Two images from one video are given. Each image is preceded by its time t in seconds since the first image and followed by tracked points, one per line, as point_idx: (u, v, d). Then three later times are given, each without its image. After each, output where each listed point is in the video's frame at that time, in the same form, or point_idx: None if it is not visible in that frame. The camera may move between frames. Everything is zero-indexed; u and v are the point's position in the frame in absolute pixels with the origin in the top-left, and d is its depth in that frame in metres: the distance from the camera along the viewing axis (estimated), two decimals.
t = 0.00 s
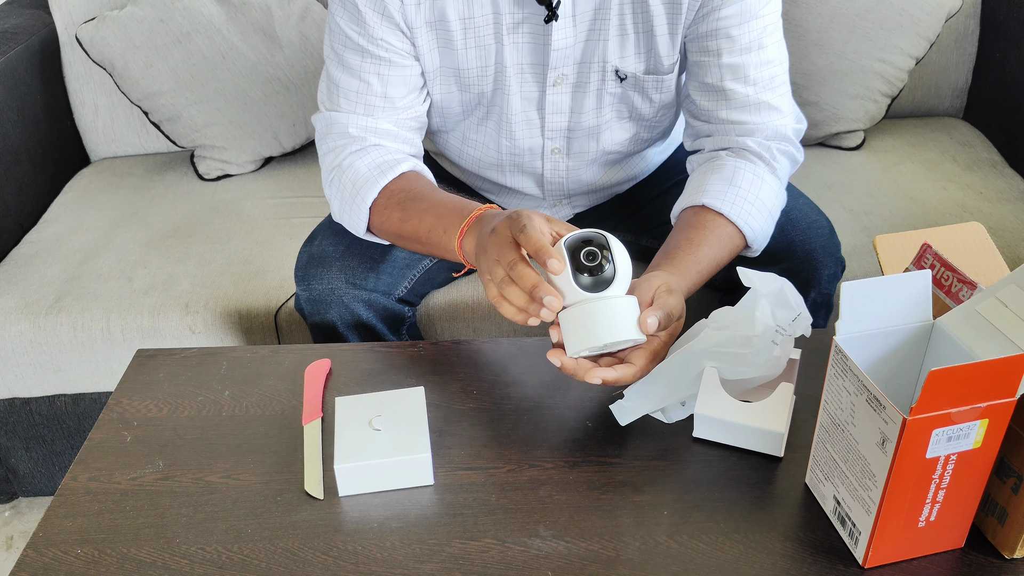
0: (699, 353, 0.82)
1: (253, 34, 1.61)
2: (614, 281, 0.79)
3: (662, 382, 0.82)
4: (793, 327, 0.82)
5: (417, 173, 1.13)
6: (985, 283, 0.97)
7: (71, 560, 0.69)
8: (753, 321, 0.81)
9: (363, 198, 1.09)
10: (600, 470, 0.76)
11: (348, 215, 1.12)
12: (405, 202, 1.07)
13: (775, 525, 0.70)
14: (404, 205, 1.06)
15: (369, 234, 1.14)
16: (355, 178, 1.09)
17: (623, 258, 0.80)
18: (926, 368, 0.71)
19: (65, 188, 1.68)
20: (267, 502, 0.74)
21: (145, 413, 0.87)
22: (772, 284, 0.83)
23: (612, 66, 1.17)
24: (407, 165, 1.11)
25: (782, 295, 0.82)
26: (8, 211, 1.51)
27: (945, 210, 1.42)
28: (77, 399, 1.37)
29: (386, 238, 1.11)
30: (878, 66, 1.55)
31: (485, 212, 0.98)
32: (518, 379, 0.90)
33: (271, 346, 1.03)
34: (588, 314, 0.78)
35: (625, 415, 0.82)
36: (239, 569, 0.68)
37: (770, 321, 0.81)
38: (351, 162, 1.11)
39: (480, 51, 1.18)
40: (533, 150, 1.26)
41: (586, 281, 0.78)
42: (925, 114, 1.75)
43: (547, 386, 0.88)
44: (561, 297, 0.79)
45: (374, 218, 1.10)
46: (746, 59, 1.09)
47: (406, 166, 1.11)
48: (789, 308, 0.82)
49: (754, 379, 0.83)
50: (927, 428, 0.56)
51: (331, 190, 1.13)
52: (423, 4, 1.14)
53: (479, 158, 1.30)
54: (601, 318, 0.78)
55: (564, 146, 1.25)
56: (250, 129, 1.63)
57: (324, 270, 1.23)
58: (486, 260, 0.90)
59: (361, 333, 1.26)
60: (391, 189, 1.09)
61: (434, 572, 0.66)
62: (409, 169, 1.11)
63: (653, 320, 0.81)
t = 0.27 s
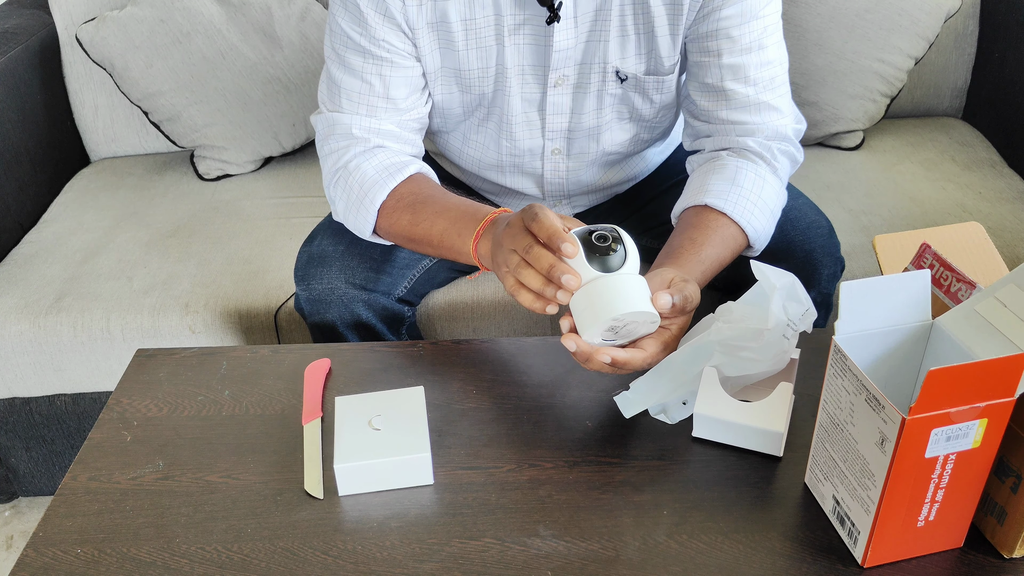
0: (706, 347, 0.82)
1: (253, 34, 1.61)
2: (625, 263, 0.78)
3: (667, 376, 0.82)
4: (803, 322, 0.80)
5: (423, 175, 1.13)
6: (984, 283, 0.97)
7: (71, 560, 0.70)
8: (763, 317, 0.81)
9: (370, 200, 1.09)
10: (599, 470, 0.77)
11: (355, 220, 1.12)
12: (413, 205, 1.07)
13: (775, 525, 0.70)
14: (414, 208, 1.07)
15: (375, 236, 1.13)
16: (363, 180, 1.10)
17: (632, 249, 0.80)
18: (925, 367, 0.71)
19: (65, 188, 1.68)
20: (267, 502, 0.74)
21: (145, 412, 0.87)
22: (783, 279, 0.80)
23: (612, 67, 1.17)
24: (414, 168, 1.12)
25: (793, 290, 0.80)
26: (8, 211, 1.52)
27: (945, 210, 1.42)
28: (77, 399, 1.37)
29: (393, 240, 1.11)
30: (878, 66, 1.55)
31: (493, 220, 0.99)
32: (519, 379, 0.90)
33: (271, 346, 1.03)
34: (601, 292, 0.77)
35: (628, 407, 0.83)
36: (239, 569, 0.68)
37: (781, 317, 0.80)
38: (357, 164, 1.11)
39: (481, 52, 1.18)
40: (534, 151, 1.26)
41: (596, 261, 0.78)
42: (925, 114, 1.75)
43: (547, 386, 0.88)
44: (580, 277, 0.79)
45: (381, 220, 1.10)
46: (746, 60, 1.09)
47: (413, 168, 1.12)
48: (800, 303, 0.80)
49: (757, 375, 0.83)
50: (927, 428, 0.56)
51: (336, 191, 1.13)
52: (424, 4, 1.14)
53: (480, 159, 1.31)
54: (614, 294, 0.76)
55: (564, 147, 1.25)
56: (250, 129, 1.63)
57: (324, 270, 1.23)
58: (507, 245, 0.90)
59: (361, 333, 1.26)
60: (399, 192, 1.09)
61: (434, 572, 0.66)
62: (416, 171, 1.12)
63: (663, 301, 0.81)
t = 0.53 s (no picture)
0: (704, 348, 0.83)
1: (253, 34, 1.61)
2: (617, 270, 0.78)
3: (664, 377, 0.83)
4: (799, 321, 0.82)
5: (422, 176, 1.13)
6: (984, 283, 0.97)
7: (71, 560, 0.70)
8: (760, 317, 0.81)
9: (370, 200, 1.09)
10: (599, 470, 0.77)
11: (354, 220, 1.12)
12: (413, 205, 1.07)
13: (775, 525, 0.70)
14: (414, 209, 1.07)
15: (375, 236, 1.13)
16: (363, 180, 1.10)
17: (625, 255, 0.79)
18: (926, 367, 0.71)
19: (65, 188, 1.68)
20: (267, 502, 0.74)
21: (145, 412, 0.87)
22: (779, 279, 0.81)
23: (613, 68, 1.17)
24: (414, 168, 1.12)
25: (788, 288, 0.81)
26: (8, 211, 1.52)
27: (945, 210, 1.42)
28: (77, 399, 1.37)
29: (394, 241, 1.11)
30: (878, 66, 1.55)
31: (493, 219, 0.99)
32: (518, 379, 0.90)
33: (271, 346, 1.03)
34: (593, 303, 0.77)
35: (625, 407, 0.83)
36: (239, 569, 0.68)
37: (777, 316, 0.81)
38: (358, 163, 1.11)
39: (481, 53, 1.18)
40: (534, 151, 1.26)
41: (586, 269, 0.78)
42: (925, 114, 1.75)
43: (547, 386, 0.88)
44: (569, 286, 0.79)
45: (381, 221, 1.10)
46: (746, 60, 1.09)
47: (412, 169, 1.11)
48: (795, 302, 0.81)
49: (756, 375, 0.83)
50: (927, 428, 0.56)
51: (337, 191, 1.13)
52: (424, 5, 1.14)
53: (480, 159, 1.31)
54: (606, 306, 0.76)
55: (565, 148, 1.25)
56: (250, 129, 1.63)
57: (324, 270, 1.23)
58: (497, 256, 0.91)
59: (361, 333, 1.26)
60: (398, 192, 1.09)
61: (434, 572, 0.66)
62: (415, 172, 1.12)
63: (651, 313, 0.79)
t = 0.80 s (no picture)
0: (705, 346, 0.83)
1: (253, 34, 1.61)
2: (573, 313, 0.73)
3: (664, 377, 0.83)
4: (797, 319, 0.83)
5: (404, 176, 1.11)
6: (984, 283, 0.97)
7: (71, 560, 0.70)
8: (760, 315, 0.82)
9: (350, 203, 1.09)
10: (600, 470, 0.77)
11: (343, 220, 1.13)
12: (392, 204, 1.06)
13: (775, 525, 0.70)
14: (386, 215, 1.06)
15: (364, 237, 1.14)
16: (343, 184, 1.10)
17: (574, 282, 0.72)
18: (926, 367, 0.71)
19: (65, 188, 1.68)
20: (267, 502, 0.74)
21: (145, 413, 0.87)
22: (779, 277, 0.82)
23: (612, 69, 1.17)
24: (394, 168, 1.10)
25: (787, 287, 0.82)
26: (8, 211, 1.52)
27: (945, 210, 1.42)
28: (77, 399, 1.37)
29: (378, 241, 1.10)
30: (878, 66, 1.55)
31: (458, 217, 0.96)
32: (518, 379, 0.90)
33: (271, 346, 1.03)
34: (564, 352, 0.75)
35: (624, 406, 0.83)
36: (239, 569, 0.68)
37: (777, 314, 0.81)
38: (340, 167, 1.11)
39: (481, 53, 1.18)
40: (533, 152, 1.25)
41: (543, 322, 0.74)
42: (925, 114, 1.75)
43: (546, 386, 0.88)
44: (529, 337, 0.76)
45: (365, 223, 1.10)
46: (745, 60, 1.09)
47: (394, 169, 1.10)
48: (794, 300, 0.82)
49: (757, 375, 0.83)
50: (927, 428, 0.56)
51: (325, 193, 1.14)
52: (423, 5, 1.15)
53: (479, 159, 1.31)
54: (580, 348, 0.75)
55: (564, 149, 1.25)
56: (250, 129, 1.63)
57: (324, 270, 1.23)
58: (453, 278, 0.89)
59: (361, 333, 1.26)
60: (377, 194, 1.08)
61: (434, 572, 0.66)
62: (396, 172, 1.10)
63: (618, 322, 0.78)
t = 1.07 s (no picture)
0: (705, 345, 0.83)
1: (253, 34, 1.61)
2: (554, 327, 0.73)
3: (664, 377, 0.83)
4: (797, 319, 0.83)
5: (396, 178, 1.10)
6: (984, 283, 0.97)
7: (71, 560, 0.70)
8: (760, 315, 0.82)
9: (342, 208, 1.10)
10: (600, 470, 0.77)
11: (337, 223, 1.13)
12: (383, 208, 1.06)
13: (775, 525, 0.70)
14: (376, 221, 1.07)
15: (358, 239, 1.14)
16: (336, 187, 1.10)
17: (544, 301, 0.71)
18: (926, 367, 0.71)
19: (65, 188, 1.68)
20: (267, 502, 0.74)
21: (145, 413, 0.87)
22: (778, 277, 0.82)
23: (612, 69, 1.17)
24: (385, 172, 1.09)
25: (787, 287, 0.82)
26: (8, 211, 1.52)
27: (945, 210, 1.42)
28: (77, 399, 1.37)
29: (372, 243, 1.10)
30: (878, 66, 1.55)
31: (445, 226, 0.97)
32: (518, 379, 0.90)
33: (271, 346, 1.03)
34: (559, 359, 0.76)
35: (623, 406, 0.83)
36: (239, 569, 0.68)
37: (777, 314, 0.81)
38: (333, 171, 1.11)
39: (480, 53, 1.18)
40: (533, 152, 1.25)
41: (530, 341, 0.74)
42: (925, 114, 1.75)
43: (546, 386, 0.88)
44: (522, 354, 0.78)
45: (358, 227, 1.11)
46: (746, 60, 1.09)
47: (385, 173, 1.09)
48: (794, 300, 0.82)
49: (758, 375, 0.83)
50: (927, 428, 0.56)
51: (321, 194, 1.14)
52: (423, 5, 1.14)
53: (479, 159, 1.31)
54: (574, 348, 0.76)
55: (564, 148, 1.25)
56: (250, 129, 1.63)
57: (324, 270, 1.23)
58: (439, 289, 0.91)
59: (361, 333, 1.25)
60: (369, 198, 1.08)
61: (434, 572, 0.66)
62: (387, 176, 1.09)
63: (619, 318, 0.81)
